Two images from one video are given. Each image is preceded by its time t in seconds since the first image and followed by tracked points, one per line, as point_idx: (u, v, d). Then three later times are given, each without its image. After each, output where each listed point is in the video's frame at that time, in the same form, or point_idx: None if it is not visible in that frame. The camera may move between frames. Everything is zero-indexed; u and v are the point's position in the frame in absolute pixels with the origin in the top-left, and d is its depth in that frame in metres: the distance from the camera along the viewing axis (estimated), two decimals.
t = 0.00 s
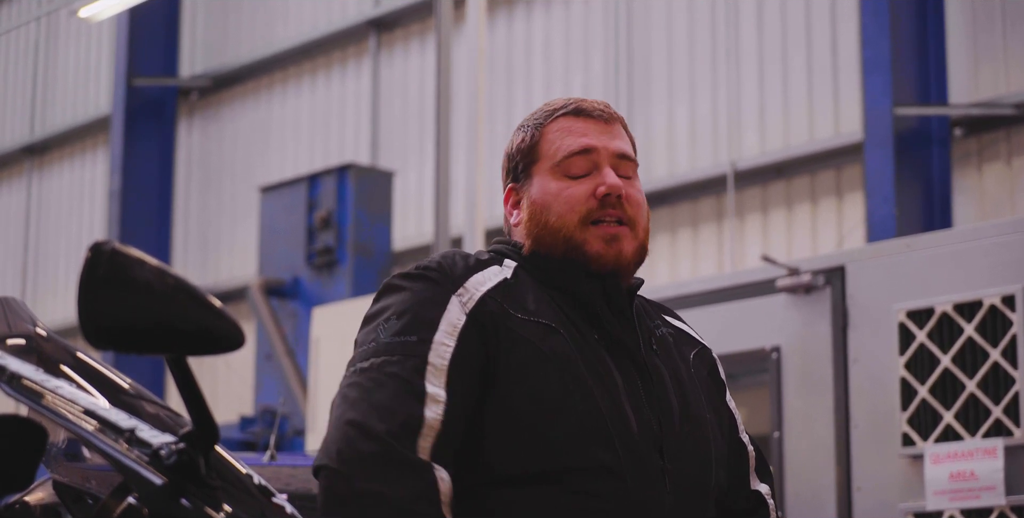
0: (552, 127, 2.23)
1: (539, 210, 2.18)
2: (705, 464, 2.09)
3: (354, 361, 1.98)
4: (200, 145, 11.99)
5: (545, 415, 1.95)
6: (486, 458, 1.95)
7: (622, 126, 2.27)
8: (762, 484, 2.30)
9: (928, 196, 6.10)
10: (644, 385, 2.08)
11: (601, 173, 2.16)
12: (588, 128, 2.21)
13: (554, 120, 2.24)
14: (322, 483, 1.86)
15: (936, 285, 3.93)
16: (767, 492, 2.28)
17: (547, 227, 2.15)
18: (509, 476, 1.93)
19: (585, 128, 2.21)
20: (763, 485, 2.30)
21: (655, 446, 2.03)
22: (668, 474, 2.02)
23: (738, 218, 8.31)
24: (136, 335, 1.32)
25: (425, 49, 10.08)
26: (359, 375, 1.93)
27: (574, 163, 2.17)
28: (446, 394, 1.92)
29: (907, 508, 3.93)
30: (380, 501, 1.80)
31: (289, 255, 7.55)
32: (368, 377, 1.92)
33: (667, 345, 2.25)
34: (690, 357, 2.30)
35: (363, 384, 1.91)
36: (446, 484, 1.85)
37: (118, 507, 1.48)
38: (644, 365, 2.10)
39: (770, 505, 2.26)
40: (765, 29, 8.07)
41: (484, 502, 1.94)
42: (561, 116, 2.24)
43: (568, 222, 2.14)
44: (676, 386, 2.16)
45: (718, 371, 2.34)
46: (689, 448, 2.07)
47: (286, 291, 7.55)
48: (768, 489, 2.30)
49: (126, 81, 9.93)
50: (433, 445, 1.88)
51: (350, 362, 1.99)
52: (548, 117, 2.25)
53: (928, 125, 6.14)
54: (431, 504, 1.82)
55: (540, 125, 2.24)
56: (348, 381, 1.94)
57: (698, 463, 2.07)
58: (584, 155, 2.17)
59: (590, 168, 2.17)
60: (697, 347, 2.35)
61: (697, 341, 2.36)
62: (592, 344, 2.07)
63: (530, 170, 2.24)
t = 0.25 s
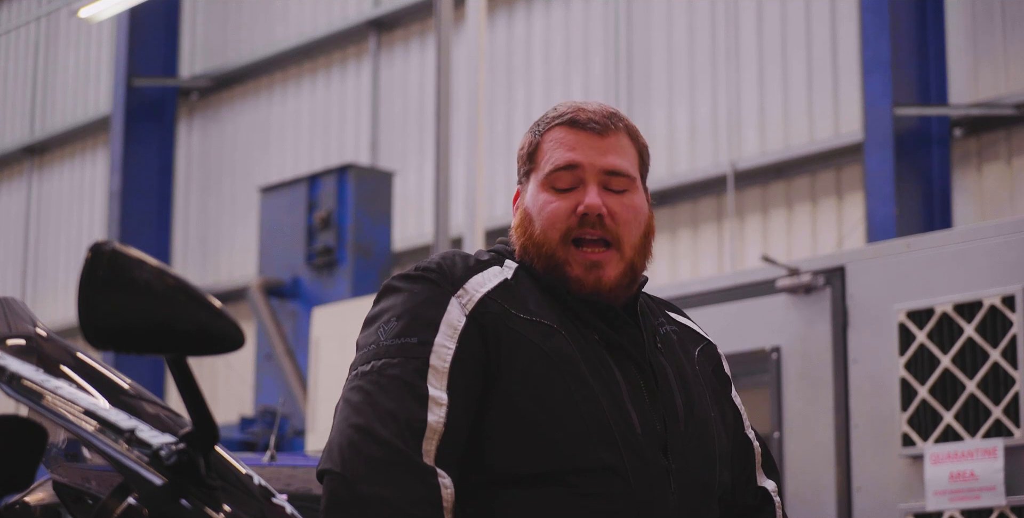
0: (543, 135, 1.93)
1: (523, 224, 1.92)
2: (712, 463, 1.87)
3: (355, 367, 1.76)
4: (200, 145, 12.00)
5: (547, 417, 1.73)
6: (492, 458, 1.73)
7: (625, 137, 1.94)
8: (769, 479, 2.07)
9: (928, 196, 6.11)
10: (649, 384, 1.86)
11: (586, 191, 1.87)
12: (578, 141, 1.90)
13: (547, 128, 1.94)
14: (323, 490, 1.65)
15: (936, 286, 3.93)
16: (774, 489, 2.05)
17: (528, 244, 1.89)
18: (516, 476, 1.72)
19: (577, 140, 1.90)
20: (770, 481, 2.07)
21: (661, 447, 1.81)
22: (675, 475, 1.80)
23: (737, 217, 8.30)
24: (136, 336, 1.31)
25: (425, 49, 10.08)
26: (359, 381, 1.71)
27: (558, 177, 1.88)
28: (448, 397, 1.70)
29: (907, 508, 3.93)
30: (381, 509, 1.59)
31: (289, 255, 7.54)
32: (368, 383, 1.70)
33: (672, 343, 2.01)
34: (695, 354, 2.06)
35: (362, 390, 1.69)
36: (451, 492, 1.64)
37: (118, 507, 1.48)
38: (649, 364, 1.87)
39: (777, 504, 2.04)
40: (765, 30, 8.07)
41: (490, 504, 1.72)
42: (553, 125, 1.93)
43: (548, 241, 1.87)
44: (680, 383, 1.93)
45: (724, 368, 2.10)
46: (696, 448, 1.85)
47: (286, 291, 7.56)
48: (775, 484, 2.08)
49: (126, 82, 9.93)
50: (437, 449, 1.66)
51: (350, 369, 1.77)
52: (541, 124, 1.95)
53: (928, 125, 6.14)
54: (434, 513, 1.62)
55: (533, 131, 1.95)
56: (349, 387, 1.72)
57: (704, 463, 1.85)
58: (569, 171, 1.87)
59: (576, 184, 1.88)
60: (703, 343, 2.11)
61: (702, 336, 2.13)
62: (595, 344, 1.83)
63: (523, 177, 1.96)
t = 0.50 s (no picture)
0: (554, 132, 1.92)
1: (534, 220, 1.91)
2: (714, 463, 1.87)
3: (354, 367, 1.76)
4: (200, 145, 12.00)
5: (547, 418, 1.73)
6: (492, 459, 1.74)
7: (633, 135, 1.95)
8: (772, 478, 2.07)
9: (928, 196, 6.11)
10: (650, 385, 1.85)
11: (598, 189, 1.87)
12: (589, 138, 1.90)
13: (558, 124, 1.93)
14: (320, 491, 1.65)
15: (936, 286, 3.93)
16: (777, 489, 2.04)
17: (538, 240, 1.89)
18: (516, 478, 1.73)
19: (587, 139, 1.90)
20: (774, 480, 2.06)
21: (661, 447, 1.80)
22: (675, 476, 1.79)
23: (737, 217, 8.31)
24: (137, 336, 1.31)
25: (425, 49, 10.08)
26: (358, 381, 1.72)
27: (570, 175, 1.88)
28: (447, 398, 1.70)
29: (907, 509, 3.93)
30: (377, 510, 1.59)
31: (289, 255, 7.54)
32: (367, 384, 1.70)
33: (675, 343, 2.01)
34: (699, 354, 2.06)
35: (361, 390, 1.70)
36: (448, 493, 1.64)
37: (117, 507, 1.47)
38: (651, 364, 1.87)
39: (781, 503, 2.03)
40: (765, 30, 8.08)
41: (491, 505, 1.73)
42: (564, 122, 1.93)
43: (561, 238, 1.87)
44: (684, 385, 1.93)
45: (726, 368, 2.10)
46: (698, 450, 1.85)
47: (286, 291, 7.56)
48: (780, 484, 2.07)
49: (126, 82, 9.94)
50: (435, 450, 1.67)
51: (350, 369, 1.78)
52: (550, 121, 1.95)
53: (928, 125, 6.14)
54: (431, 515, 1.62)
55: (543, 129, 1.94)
56: (348, 387, 1.73)
57: (706, 465, 1.85)
58: (581, 168, 1.88)
59: (587, 181, 1.88)
60: (707, 342, 2.11)
61: (706, 336, 2.12)
62: (596, 345, 1.83)
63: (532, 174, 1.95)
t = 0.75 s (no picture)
0: (591, 125, 1.93)
1: (577, 211, 1.90)
2: (712, 464, 1.87)
3: (353, 366, 1.76)
4: (200, 146, 12.00)
5: (546, 418, 1.73)
6: (491, 459, 1.73)
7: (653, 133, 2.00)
8: (768, 480, 2.07)
9: (928, 197, 6.11)
10: (648, 385, 1.85)
11: (644, 178, 1.89)
12: (627, 131, 1.93)
13: (593, 118, 1.95)
14: (320, 491, 1.66)
15: (936, 286, 3.93)
16: (774, 490, 2.05)
17: (586, 229, 1.88)
18: (516, 478, 1.72)
19: (625, 131, 1.94)
20: (770, 481, 2.07)
21: (659, 448, 1.80)
22: (673, 476, 1.79)
23: (737, 217, 8.31)
24: (138, 337, 1.31)
25: (425, 49, 10.08)
26: (357, 380, 1.73)
27: (617, 164, 1.89)
28: (446, 398, 1.71)
29: (907, 509, 3.93)
30: (377, 510, 1.60)
31: (289, 255, 7.54)
32: (366, 383, 1.71)
33: (674, 344, 2.01)
34: (696, 354, 2.06)
35: (360, 390, 1.70)
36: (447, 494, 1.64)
37: (118, 508, 1.47)
38: (649, 364, 1.87)
39: (777, 503, 2.03)
40: (765, 30, 8.08)
41: (490, 506, 1.73)
42: (598, 115, 1.95)
43: (611, 226, 1.87)
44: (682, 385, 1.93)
45: (724, 370, 2.11)
46: (696, 450, 1.85)
47: (286, 292, 7.56)
48: (775, 484, 2.08)
49: (126, 82, 9.93)
50: (434, 450, 1.67)
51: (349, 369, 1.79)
52: (581, 115, 1.95)
53: (928, 126, 6.14)
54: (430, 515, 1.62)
55: (574, 122, 1.94)
56: (347, 386, 1.74)
57: (705, 465, 1.85)
58: (628, 157, 1.89)
59: (633, 172, 1.89)
60: (704, 343, 2.11)
61: (703, 338, 2.12)
62: (595, 345, 1.83)
63: (562, 167, 1.93)
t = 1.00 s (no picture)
0: (602, 132, 1.97)
1: (586, 219, 1.94)
2: (707, 464, 1.90)
3: (354, 366, 1.81)
4: (200, 146, 12.00)
5: (543, 419, 1.77)
6: (490, 459, 1.76)
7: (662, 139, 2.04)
8: (770, 476, 2.07)
9: (928, 197, 6.11)
10: (644, 386, 1.89)
11: (653, 189, 1.93)
12: (639, 140, 1.97)
13: (605, 124, 1.98)
14: (324, 486, 1.70)
15: (936, 286, 3.93)
16: (776, 486, 2.05)
17: (592, 238, 1.93)
18: (514, 479, 1.75)
19: (637, 139, 1.97)
20: (772, 477, 2.06)
21: (654, 449, 1.84)
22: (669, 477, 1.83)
23: (737, 218, 8.31)
24: (138, 337, 1.31)
25: (425, 49, 10.08)
26: (358, 379, 1.77)
27: (627, 175, 1.93)
28: (447, 396, 1.74)
29: (907, 509, 3.93)
30: (382, 507, 1.64)
31: (289, 255, 7.54)
32: (368, 381, 1.75)
33: (671, 343, 2.03)
34: (694, 353, 2.08)
35: (362, 387, 1.74)
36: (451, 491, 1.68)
37: (118, 508, 1.47)
38: (645, 366, 1.90)
39: (778, 500, 2.03)
40: (765, 30, 8.08)
41: (489, 505, 1.75)
42: (611, 121, 1.98)
43: (618, 236, 1.91)
44: (678, 384, 1.96)
45: (723, 367, 2.12)
46: (692, 452, 1.89)
47: (286, 292, 7.56)
48: (777, 480, 2.07)
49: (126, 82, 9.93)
50: (437, 447, 1.70)
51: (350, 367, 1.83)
52: (593, 119, 1.98)
53: (928, 126, 6.14)
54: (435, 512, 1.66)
55: (586, 127, 1.97)
56: (349, 385, 1.78)
57: (703, 466, 1.89)
58: (639, 169, 1.93)
59: (642, 182, 1.93)
60: (702, 341, 2.13)
61: (702, 334, 2.15)
62: (592, 346, 1.87)
63: (573, 173, 1.97)
